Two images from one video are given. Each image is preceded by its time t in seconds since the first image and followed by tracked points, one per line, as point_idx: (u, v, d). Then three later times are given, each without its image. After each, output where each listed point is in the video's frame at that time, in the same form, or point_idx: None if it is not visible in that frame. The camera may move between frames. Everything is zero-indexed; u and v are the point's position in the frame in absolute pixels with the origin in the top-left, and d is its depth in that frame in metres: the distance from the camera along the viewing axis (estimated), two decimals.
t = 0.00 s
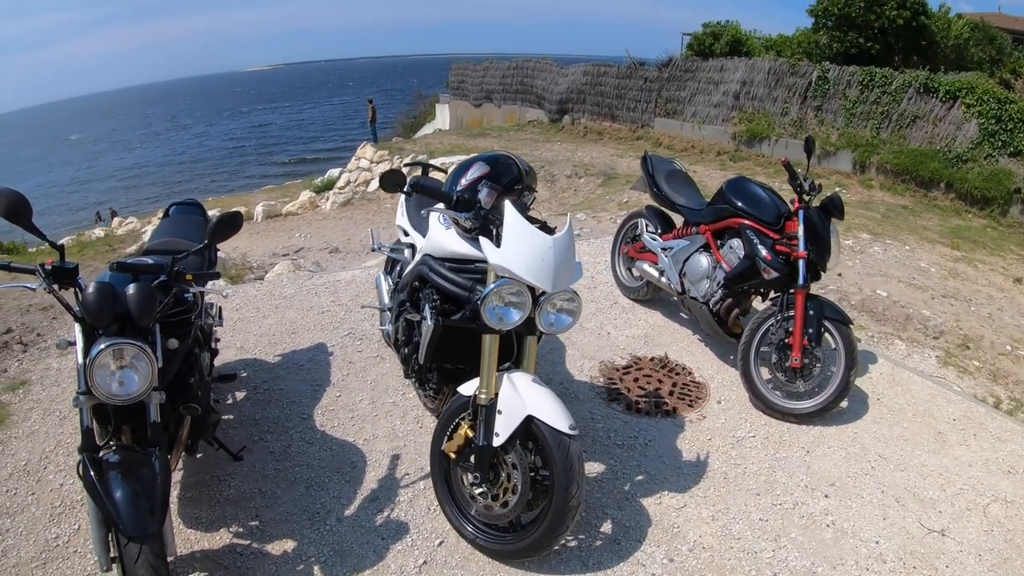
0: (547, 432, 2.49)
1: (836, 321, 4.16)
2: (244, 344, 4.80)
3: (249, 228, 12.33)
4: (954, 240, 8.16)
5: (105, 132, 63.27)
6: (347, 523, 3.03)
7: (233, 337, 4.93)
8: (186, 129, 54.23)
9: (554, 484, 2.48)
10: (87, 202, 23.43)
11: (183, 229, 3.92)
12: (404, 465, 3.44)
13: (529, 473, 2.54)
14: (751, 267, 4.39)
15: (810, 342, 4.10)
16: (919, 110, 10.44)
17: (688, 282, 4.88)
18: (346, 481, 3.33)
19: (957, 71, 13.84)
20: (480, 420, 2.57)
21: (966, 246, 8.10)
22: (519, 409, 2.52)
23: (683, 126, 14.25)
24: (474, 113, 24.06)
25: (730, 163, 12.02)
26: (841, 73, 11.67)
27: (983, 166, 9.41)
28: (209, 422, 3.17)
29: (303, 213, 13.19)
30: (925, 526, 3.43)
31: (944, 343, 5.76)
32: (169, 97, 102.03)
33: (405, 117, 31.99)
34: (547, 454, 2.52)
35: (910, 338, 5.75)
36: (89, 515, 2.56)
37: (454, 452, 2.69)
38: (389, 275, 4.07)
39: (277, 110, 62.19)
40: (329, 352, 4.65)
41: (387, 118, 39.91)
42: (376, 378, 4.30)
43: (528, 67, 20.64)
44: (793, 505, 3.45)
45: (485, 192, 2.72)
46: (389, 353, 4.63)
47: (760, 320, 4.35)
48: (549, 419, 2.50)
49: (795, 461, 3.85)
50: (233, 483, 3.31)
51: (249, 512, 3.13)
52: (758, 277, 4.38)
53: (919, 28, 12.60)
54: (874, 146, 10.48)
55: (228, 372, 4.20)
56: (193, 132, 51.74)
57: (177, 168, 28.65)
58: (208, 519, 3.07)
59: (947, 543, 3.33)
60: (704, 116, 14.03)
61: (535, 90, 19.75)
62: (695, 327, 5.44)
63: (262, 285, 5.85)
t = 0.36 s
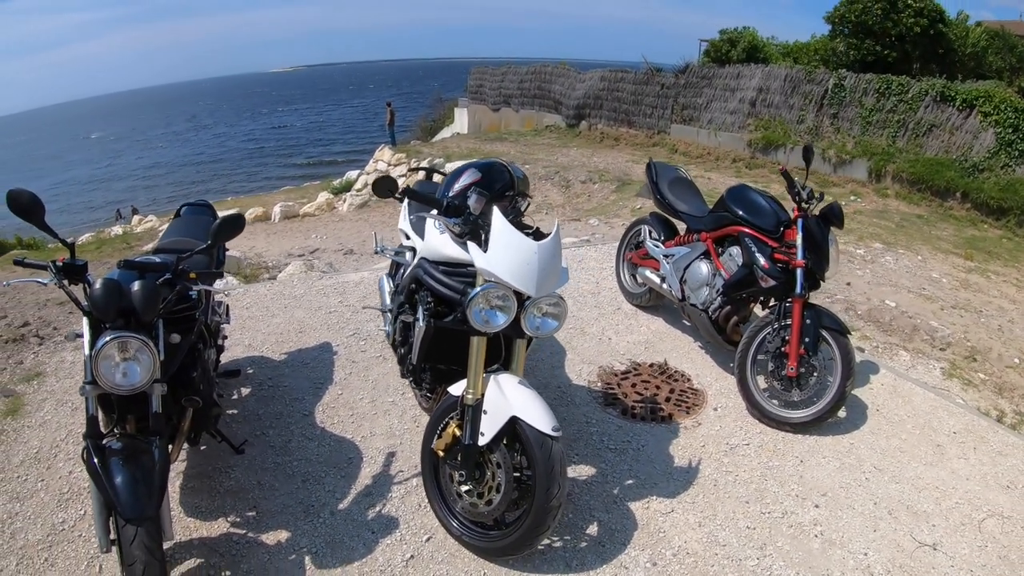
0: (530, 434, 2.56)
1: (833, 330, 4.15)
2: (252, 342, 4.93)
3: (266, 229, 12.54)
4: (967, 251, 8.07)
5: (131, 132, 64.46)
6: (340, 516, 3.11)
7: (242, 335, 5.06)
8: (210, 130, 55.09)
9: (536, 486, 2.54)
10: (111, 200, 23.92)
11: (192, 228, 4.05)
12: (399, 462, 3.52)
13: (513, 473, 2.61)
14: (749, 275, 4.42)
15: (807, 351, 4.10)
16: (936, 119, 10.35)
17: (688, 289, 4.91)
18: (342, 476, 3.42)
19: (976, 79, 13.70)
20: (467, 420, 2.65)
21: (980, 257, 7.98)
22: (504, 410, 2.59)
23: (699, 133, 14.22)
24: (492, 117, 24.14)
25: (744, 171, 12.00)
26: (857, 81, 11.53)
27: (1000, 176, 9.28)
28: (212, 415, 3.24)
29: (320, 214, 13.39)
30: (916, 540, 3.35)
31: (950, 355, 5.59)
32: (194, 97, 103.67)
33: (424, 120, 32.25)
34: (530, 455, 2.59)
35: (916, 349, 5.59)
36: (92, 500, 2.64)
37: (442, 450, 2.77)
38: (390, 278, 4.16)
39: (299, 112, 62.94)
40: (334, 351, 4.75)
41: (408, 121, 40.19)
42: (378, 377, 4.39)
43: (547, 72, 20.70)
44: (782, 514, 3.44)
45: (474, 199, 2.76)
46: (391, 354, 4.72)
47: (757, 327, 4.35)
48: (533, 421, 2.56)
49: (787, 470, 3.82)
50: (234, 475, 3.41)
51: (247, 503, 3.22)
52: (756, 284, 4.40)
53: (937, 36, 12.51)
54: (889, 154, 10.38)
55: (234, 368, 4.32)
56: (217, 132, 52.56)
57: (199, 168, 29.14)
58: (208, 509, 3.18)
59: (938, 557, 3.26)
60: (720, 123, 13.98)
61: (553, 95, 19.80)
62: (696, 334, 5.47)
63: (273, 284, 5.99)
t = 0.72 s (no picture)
0: (519, 433, 2.61)
1: (834, 338, 4.07)
2: (262, 338, 5.04)
3: (284, 228, 12.74)
4: (983, 261, 7.96)
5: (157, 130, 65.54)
6: (335, 510, 3.18)
7: (252, 331, 5.18)
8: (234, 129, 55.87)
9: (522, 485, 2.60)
10: (135, 196, 24.40)
11: (204, 225, 4.17)
12: (396, 458, 3.59)
13: (501, 471, 2.67)
14: (750, 282, 4.43)
15: (806, 359, 4.03)
16: (954, 127, 10.18)
17: (692, 295, 4.93)
18: (340, 470, 3.49)
19: (997, 88, 13.52)
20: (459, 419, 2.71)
21: (995, 268, 7.86)
22: (494, 409, 2.65)
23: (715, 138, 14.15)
24: (511, 120, 24.24)
25: (759, 177, 11.95)
26: (875, 88, 11.44)
27: (1019, 185, 9.14)
28: (215, 407, 3.35)
29: (337, 214, 13.56)
30: (910, 553, 3.26)
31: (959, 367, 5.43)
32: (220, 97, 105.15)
33: (444, 123, 32.47)
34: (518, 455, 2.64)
35: (923, 359, 5.48)
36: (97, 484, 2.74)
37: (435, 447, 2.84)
38: (394, 278, 4.23)
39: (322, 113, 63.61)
40: (340, 349, 4.85)
41: (429, 123, 40.41)
42: (382, 375, 4.47)
43: (565, 76, 20.72)
44: (775, 522, 3.42)
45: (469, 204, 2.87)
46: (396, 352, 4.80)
47: (758, 334, 4.30)
48: (522, 420, 2.62)
49: (783, 478, 3.78)
50: (236, 466, 3.51)
51: (246, 493, 3.31)
52: (757, 291, 4.41)
53: (956, 43, 12.37)
54: (907, 162, 10.28)
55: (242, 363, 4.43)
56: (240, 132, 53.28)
57: (221, 166, 29.57)
58: (210, 497, 3.27)
59: (932, 571, 3.15)
60: (737, 129, 13.92)
61: (572, 99, 19.83)
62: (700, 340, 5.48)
63: (285, 282, 6.11)
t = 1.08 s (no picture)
0: (513, 434, 2.65)
1: (840, 349, 4.05)
2: (274, 335, 5.13)
3: (302, 226, 12.91)
4: (1001, 274, 7.84)
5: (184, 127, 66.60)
6: (335, 504, 3.24)
7: (265, 328, 5.28)
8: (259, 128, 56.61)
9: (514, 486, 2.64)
10: (160, 192, 24.85)
11: (217, 223, 4.26)
12: (397, 456, 3.65)
13: (495, 471, 2.71)
14: (756, 290, 4.43)
15: (810, 369, 4.02)
16: (975, 137, 10.03)
17: (698, 302, 4.93)
18: (342, 466, 3.56)
19: None
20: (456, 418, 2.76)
21: (1013, 281, 7.73)
22: (489, 409, 2.69)
23: (734, 146, 14.08)
24: (530, 124, 24.31)
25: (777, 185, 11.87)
26: (896, 97, 11.28)
27: None
28: (222, 400, 3.43)
29: (355, 214, 13.72)
30: (907, 568, 3.23)
31: (969, 381, 5.38)
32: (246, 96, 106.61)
33: (465, 125, 32.63)
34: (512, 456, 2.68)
35: (933, 372, 5.43)
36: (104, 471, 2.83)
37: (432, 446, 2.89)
38: (402, 279, 4.30)
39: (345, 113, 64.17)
40: (349, 347, 4.93)
41: (450, 125, 40.61)
42: (389, 374, 4.54)
43: (586, 80, 20.73)
44: (772, 532, 3.41)
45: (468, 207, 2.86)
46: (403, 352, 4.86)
47: (762, 342, 4.30)
48: (516, 421, 2.66)
49: (782, 489, 3.77)
50: (242, 459, 3.59)
51: (250, 486, 3.38)
52: (763, 300, 4.40)
53: (978, 52, 12.20)
54: (927, 172, 10.14)
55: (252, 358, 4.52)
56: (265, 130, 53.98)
57: (244, 165, 29.99)
58: (214, 488, 3.36)
59: None
60: (756, 137, 13.84)
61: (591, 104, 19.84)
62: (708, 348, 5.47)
63: (299, 280, 6.21)
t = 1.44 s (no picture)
0: (511, 436, 2.66)
1: (849, 359, 3.99)
2: (286, 332, 5.19)
3: (322, 225, 13.05)
4: None
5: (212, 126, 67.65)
6: (336, 501, 3.27)
7: (277, 324, 5.34)
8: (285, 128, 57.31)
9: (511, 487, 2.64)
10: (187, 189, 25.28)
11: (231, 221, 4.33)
12: (401, 455, 3.67)
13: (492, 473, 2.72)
14: (766, 298, 4.38)
15: (818, 380, 3.97)
16: (997, 146, 9.80)
17: (709, 309, 4.89)
18: (346, 463, 3.58)
19: None
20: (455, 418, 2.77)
21: None
22: (489, 410, 2.70)
23: (755, 152, 13.95)
24: (552, 127, 24.31)
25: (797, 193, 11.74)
26: (918, 105, 11.13)
27: None
28: (229, 395, 3.49)
29: (374, 214, 13.83)
30: None
31: (985, 395, 5.26)
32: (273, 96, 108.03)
33: (487, 127, 32.73)
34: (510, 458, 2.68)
35: (949, 386, 5.32)
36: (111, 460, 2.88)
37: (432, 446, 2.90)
38: (412, 279, 4.32)
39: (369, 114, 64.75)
40: (359, 346, 4.97)
41: (472, 127, 40.62)
42: (396, 373, 4.56)
43: (608, 84, 20.68)
44: (773, 544, 3.38)
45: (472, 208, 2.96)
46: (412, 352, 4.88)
47: (771, 351, 4.25)
48: (515, 423, 2.66)
49: (786, 500, 3.73)
50: (247, 453, 3.63)
51: (254, 480, 3.43)
52: (773, 308, 4.35)
53: (1002, 59, 11.95)
54: (949, 182, 9.95)
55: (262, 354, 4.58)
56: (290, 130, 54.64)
57: (269, 163, 30.39)
58: (219, 481, 3.40)
59: None
60: (778, 143, 13.70)
61: (613, 108, 19.79)
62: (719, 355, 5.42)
63: (313, 279, 6.27)
